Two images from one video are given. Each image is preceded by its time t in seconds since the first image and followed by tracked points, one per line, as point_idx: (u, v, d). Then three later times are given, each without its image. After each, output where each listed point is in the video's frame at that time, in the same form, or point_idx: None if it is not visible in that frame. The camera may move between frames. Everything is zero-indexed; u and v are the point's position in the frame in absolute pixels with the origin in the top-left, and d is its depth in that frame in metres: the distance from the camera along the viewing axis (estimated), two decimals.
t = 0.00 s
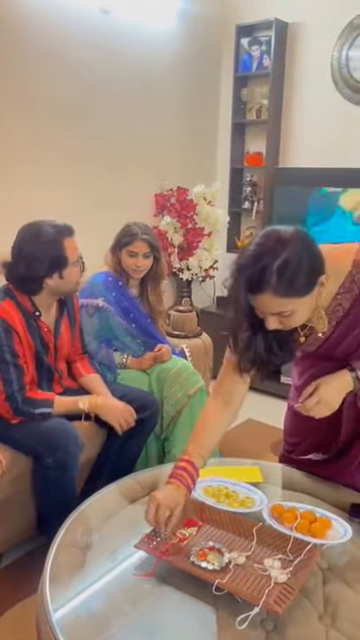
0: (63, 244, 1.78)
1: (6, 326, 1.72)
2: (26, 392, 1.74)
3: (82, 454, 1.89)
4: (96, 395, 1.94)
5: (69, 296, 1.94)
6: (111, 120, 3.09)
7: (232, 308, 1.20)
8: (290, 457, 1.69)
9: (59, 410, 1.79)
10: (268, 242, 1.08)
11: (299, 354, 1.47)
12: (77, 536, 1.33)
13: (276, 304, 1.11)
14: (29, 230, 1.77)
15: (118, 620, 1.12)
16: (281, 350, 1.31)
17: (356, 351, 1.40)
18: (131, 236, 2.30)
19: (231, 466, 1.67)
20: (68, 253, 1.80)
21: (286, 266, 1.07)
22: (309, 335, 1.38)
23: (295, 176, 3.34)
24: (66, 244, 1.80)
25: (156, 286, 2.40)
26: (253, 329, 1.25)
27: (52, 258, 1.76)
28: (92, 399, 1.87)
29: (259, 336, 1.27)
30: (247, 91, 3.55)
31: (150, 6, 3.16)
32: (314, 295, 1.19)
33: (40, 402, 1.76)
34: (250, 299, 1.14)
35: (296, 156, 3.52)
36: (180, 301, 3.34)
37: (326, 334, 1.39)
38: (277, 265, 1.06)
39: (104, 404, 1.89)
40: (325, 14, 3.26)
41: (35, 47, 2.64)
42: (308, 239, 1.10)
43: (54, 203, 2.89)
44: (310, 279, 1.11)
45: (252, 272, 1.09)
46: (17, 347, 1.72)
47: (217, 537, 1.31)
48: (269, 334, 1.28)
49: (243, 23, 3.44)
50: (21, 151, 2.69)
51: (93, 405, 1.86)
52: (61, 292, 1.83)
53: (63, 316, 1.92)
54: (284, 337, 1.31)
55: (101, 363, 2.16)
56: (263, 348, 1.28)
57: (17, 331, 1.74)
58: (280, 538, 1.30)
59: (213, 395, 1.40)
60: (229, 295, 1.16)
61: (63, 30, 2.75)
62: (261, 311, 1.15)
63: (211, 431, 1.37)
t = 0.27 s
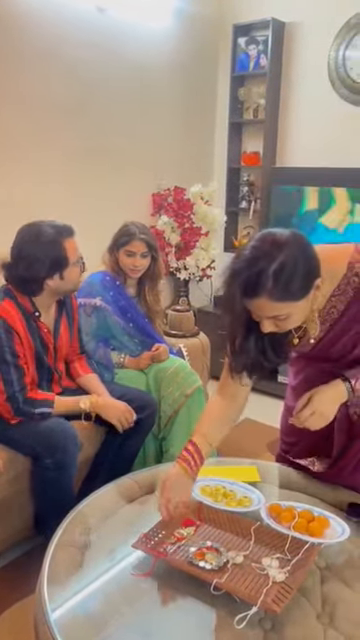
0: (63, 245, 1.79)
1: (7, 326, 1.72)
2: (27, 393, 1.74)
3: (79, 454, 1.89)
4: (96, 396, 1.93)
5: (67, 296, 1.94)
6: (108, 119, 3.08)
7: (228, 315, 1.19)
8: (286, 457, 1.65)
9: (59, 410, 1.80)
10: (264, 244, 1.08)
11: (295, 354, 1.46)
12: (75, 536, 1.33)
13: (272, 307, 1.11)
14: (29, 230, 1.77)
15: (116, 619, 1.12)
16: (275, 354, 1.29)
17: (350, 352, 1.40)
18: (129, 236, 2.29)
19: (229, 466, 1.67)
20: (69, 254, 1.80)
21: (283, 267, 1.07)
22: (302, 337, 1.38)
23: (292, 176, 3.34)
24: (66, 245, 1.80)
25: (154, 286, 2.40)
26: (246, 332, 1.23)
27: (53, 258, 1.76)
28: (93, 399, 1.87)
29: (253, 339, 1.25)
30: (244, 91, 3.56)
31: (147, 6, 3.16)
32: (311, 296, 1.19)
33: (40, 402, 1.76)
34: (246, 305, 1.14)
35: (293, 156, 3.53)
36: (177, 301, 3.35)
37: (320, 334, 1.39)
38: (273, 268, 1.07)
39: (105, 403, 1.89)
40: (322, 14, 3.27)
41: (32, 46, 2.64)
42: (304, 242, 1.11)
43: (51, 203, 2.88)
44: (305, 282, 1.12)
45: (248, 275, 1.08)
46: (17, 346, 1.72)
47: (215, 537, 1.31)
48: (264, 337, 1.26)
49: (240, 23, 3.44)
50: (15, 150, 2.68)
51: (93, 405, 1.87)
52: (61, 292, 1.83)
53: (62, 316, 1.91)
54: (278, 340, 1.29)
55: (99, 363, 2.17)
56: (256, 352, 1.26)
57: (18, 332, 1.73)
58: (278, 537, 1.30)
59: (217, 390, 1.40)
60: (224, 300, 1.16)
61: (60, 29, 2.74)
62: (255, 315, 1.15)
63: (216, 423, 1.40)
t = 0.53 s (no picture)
0: (61, 245, 1.79)
1: (4, 326, 1.71)
2: (25, 393, 1.74)
3: (78, 454, 1.88)
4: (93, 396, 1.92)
5: (65, 296, 1.94)
6: (105, 119, 3.08)
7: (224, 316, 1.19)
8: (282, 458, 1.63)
9: (56, 409, 1.81)
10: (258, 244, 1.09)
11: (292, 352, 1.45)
12: (73, 535, 1.33)
13: (267, 306, 1.11)
14: (28, 231, 1.77)
15: (114, 619, 1.12)
16: (271, 354, 1.28)
17: (347, 351, 1.40)
18: (127, 235, 2.30)
19: (228, 466, 1.67)
20: (67, 254, 1.80)
21: (277, 266, 1.08)
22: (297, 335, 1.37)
23: (290, 176, 3.34)
24: (64, 245, 1.80)
25: (152, 286, 2.39)
26: (243, 332, 1.23)
27: (51, 258, 1.76)
28: (91, 400, 1.87)
29: (249, 339, 1.25)
30: (242, 91, 3.56)
31: (145, 6, 3.15)
32: (305, 295, 1.20)
33: (38, 402, 1.76)
34: (242, 304, 1.14)
35: (291, 156, 3.53)
36: (175, 301, 3.35)
37: (316, 334, 1.38)
38: (267, 267, 1.07)
39: (102, 404, 1.89)
40: (319, 14, 3.27)
41: (30, 45, 2.63)
42: (298, 241, 1.12)
43: (48, 203, 2.88)
44: (300, 281, 1.12)
45: (243, 274, 1.09)
46: (14, 346, 1.72)
47: (213, 536, 1.30)
48: (260, 338, 1.26)
49: (238, 23, 3.44)
50: (13, 150, 2.67)
51: (91, 406, 1.87)
52: (59, 292, 1.83)
53: (60, 316, 1.91)
54: (274, 340, 1.28)
55: (96, 363, 2.18)
56: (252, 352, 1.26)
57: (15, 331, 1.73)
58: (276, 537, 1.30)
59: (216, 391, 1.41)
60: (218, 297, 1.16)
61: (58, 29, 2.74)
62: (253, 316, 1.15)
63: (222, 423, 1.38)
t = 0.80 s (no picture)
0: (59, 245, 1.79)
1: (3, 326, 1.71)
2: (23, 392, 1.74)
3: (76, 454, 1.88)
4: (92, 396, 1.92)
5: (64, 296, 1.93)
6: (103, 119, 3.08)
7: (223, 319, 1.18)
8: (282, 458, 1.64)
9: (54, 409, 1.80)
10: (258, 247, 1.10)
11: (291, 352, 1.45)
12: (72, 535, 1.33)
13: (268, 309, 1.11)
14: (26, 231, 1.77)
15: (113, 618, 1.12)
16: (271, 356, 1.28)
17: (347, 352, 1.41)
18: (126, 235, 2.30)
19: (227, 466, 1.67)
20: (65, 254, 1.80)
21: (278, 270, 1.08)
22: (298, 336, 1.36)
23: (289, 176, 3.34)
24: (62, 245, 1.80)
25: (151, 286, 2.39)
26: (242, 334, 1.23)
27: (49, 258, 1.76)
28: (89, 400, 1.87)
29: (247, 342, 1.24)
30: (241, 91, 3.56)
31: (144, 5, 3.15)
32: (305, 297, 1.20)
33: (37, 401, 1.76)
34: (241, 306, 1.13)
35: (289, 156, 3.53)
36: (174, 300, 3.35)
37: (316, 334, 1.39)
38: (267, 269, 1.08)
39: (101, 404, 1.89)
40: (318, 14, 3.27)
41: (29, 45, 2.63)
42: (299, 245, 1.12)
43: (47, 203, 2.88)
44: (300, 284, 1.12)
45: (243, 278, 1.09)
46: (12, 346, 1.72)
47: (212, 536, 1.31)
48: (259, 339, 1.26)
49: (236, 23, 3.44)
50: (12, 150, 2.67)
51: (89, 406, 1.87)
52: (57, 292, 1.83)
53: (59, 315, 1.90)
54: (274, 341, 1.28)
55: (95, 363, 2.17)
56: (252, 354, 1.26)
57: (13, 331, 1.73)
58: (275, 536, 1.30)
59: (214, 394, 1.41)
60: (216, 302, 1.16)
61: (56, 29, 2.73)
62: (251, 317, 1.15)
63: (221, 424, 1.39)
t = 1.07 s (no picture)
0: (59, 246, 1.79)
1: (3, 326, 1.71)
2: (23, 392, 1.74)
3: (76, 454, 1.88)
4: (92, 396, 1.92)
5: (64, 297, 1.94)
6: (103, 119, 3.08)
7: (223, 320, 1.18)
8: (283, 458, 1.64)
9: (54, 409, 1.80)
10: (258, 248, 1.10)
11: (291, 353, 1.45)
12: (72, 535, 1.34)
13: (268, 309, 1.11)
14: (26, 231, 1.77)
15: (113, 617, 1.13)
16: (271, 355, 1.28)
17: (347, 352, 1.41)
18: (125, 235, 2.30)
19: (227, 465, 1.67)
20: (65, 254, 1.80)
21: (278, 270, 1.08)
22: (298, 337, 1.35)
23: (289, 176, 3.34)
24: (62, 245, 1.80)
25: (150, 286, 2.39)
26: (244, 335, 1.23)
27: (49, 259, 1.76)
28: (89, 400, 1.88)
29: (250, 342, 1.24)
30: (240, 91, 3.56)
31: (144, 5, 3.15)
32: (306, 299, 1.19)
33: (36, 401, 1.76)
34: (241, 306, 1.13)
35: (289, 156, 3.53)
36: (174, 300, 3.35)
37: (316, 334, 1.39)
38: (267, 270, 1.08)
39: (101, 404, 1.89)
40: (317, 14, 3.27)
41: (28, 45, 2.63)
42: (299, 245, 1.12)
43: (47, 203, 2.88)
44: (300, 284, 1.12)
45: (243, 279, 1.09)
46: (12, 346, 1.72)
47: (211, 536, 1.31)
48: (260, 339, 1.25)
49: (236, 23, 3.44)
50: (12, 150, 2.67)
51: (89, 406, 1.87)
52: (57, 292, 1.83)
53: (58, 314, 1.90)
54: (274, 341, 1.27)
55: (95, 363, 2.17)
56: (252, 353, 1.25)
57: (13, 331, 1.73)
58: (275, 536, 1.30)
59: (217, 392, 1.41)
60: (217, 302, 1.16)
61: (55, 29, 2.73)
62: (251, 317, 1.15)
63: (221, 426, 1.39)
